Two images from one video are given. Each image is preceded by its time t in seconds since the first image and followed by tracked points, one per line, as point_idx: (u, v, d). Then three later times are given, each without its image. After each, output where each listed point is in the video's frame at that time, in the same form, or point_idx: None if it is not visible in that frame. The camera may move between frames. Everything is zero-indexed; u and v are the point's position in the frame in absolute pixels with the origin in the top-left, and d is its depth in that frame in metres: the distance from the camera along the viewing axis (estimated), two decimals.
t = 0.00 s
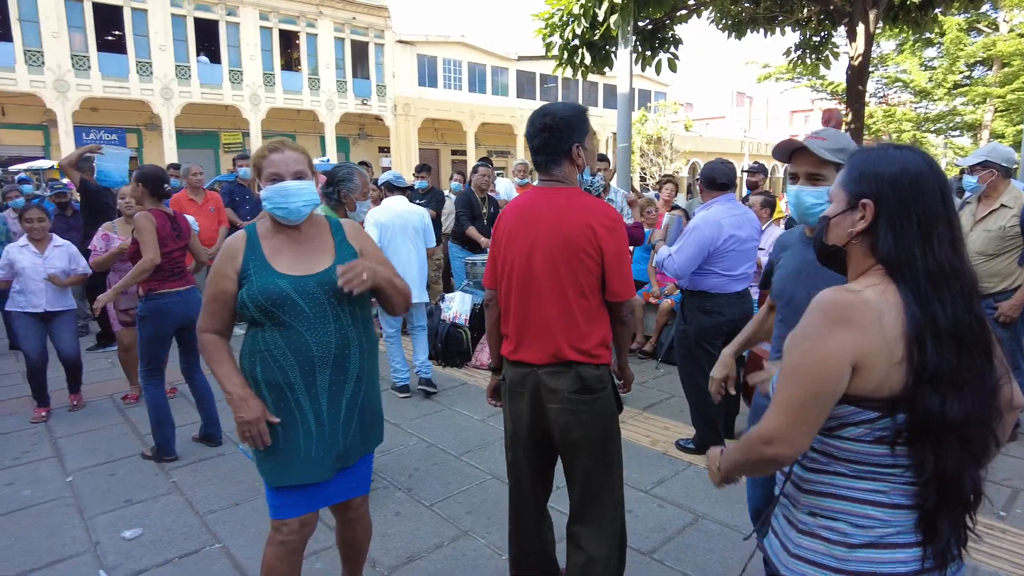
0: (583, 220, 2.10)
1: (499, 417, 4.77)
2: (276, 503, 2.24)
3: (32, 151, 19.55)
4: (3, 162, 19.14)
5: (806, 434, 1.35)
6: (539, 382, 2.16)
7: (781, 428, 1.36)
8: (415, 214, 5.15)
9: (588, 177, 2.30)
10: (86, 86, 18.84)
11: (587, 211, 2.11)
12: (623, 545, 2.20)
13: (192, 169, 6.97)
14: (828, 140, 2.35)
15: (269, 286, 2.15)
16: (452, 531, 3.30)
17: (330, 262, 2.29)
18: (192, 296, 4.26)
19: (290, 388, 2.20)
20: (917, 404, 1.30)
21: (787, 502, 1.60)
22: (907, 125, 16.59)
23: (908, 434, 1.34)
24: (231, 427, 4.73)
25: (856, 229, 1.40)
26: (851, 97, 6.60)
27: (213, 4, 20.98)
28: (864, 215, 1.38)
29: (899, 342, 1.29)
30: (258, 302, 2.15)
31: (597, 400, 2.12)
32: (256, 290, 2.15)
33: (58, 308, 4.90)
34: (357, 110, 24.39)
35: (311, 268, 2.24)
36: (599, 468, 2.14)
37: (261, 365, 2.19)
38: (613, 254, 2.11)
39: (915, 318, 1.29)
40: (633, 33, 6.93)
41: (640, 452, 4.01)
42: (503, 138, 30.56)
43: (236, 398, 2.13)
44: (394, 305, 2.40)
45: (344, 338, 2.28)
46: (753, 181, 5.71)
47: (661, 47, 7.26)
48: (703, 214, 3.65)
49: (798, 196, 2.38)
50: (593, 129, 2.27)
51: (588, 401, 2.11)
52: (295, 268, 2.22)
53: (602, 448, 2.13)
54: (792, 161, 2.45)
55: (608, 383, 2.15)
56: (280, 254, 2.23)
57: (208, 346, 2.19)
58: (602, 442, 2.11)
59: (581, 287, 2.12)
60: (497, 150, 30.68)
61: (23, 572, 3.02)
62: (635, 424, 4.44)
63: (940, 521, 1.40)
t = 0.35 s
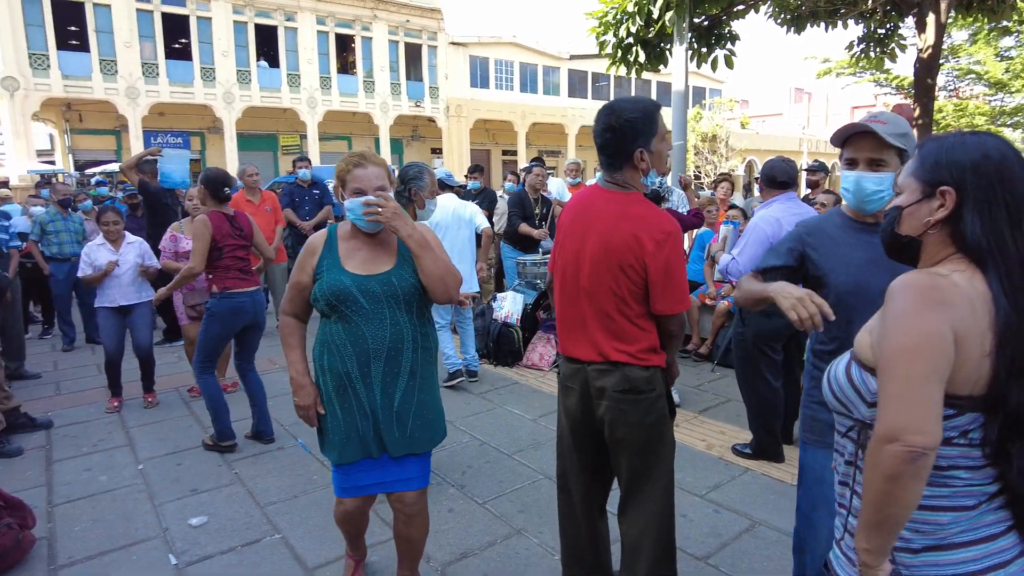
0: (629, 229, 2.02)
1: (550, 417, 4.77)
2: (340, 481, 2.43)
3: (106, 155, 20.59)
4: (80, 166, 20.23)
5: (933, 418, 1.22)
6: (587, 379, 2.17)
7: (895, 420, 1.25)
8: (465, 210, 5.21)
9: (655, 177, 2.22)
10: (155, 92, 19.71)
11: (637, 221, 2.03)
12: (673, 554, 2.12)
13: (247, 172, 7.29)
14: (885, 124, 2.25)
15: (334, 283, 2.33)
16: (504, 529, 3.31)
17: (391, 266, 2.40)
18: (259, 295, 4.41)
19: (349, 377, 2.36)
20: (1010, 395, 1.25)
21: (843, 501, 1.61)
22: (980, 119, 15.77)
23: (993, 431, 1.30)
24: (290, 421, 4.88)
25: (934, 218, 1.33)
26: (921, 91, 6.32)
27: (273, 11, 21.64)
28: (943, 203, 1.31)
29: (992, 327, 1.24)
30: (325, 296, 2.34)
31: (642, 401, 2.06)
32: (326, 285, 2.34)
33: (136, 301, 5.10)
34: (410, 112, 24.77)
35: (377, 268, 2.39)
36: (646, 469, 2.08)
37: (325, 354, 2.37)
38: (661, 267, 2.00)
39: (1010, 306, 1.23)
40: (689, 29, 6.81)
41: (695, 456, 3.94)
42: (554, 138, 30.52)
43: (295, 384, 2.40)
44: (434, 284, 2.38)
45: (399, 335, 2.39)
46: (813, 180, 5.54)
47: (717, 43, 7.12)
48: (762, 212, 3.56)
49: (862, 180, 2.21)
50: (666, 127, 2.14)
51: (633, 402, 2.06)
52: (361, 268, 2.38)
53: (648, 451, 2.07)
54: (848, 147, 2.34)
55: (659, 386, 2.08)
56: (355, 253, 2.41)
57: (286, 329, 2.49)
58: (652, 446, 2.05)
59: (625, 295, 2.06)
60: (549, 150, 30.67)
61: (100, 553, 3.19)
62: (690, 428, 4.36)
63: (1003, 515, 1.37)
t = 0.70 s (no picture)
0: (688, 237, 1.97)
1: (591, 420, 4.72)
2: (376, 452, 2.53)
3: (159, 157, 21.32)
4: (134, 167, 20.99)
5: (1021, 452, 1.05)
6: (643, 390, 2.12)
7: (973, 443, 1.10)
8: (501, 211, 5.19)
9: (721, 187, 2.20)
10: (205, 95, 20.30)
11: (697, 229, 1.97)
12: (721, 563, 2.06)
13: (291, 172, 7.45)
14: (954, 120, 2.19)
15: (367, 278, 2.41)
16: (544, 533, 3.28)
17: (418, 272, 2.45)
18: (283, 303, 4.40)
19: (373, 365, 2.46)
20: None
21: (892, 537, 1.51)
22: None
23: None
24: (333, 419, 4.95)
25: (973, 228, 1.26)
26: (983, 85, 6.03)
27: (318, 14, 22.05)
28: (985, 213, 1.23)
29: None
30: (358, 290, 2.42)
31: (701, 413, 2.01)
32: (358, 279, 2.42)
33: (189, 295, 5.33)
34: (452, 112, 24.94)
35: (407, 270, 2.45)
36: (699, 480, 2.03)
37: (355, 341, 2.48)
38: (720, 278, 1.93)
39: None
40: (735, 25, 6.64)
41: (740, 463, 3.85)
42: (596, 137, 30.35)
43: (290, 341, 2.63)
44: (459, 304, 2.46)
45: (420, 332, 2.46)
46: (866, 179, 5.34)
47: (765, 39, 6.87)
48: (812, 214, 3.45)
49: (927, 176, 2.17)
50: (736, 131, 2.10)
51: (691, 414, 2.01)
52: (395, 266, 2.44)
53: (706, 466, 2.01)
54: (911, 143, 2.28)
55: (717, 398, 2.03)
56: (390, 248, 2.46)
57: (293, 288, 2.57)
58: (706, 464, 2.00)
59: (683, 304, 2.01)
60: (590, 149, 30.51)
61: (151, 545, 3.28)
62: (735, 434, 4.26)
63: None
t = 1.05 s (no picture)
0: (730, 239, 1.93)
1: (621, 423, 4.67)
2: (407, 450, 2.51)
3: (195, 157, 21.76)
4: (171, 167, 21.46)
5: None
6: (681, 397, 2.08)
7: None
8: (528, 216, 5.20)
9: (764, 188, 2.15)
10: (240, 96, 20.66)
11: (740, 230, 1.92)
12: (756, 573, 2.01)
13: (325, 172, 7.53)
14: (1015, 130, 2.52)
15: (412, 291, 2.41)
16: (573, 537, 3.26)
17: (462, 275, 2.48)
18: (327, 296, 4.43)
19: (421, 370, 2.46)
20: None
21: (903, 549, 1.56)
22: None
23: None
24: (363, 417, 4.98)
25: (995, 231, 1.34)
26: None
27: (350, 15, 22.28)
28: (1009, 214, 1.30)
29: None
30: (405, 301, 2.42)
31: (742, 420, 1.97)
32: (405, 290, 2.42)
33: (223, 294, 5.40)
34: (482, 112, 24.97)
35: (449, 277, 2.47)
36: (736, 489, 1.98)
37: (402, 350, 2.47)
38: (764, 282, 1.89)
39: None
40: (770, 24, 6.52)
41: (773, 469, 3.77)
42: (626, 137, 30.12)
43: (393, 376, 2.42)
44: (500, 303, 2.50)
45: (466, 335, 2.48)
46: (906, 181, 5.20)
47: (801, 37, 6.69)
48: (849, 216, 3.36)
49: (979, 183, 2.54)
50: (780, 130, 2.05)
51: (731, 420, 1.97)
52: (437, 276, 2.46)
53: (743, 475, 1.97)
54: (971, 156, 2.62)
55: (758, 405, 2.00)
56: (428, 262, 2.47)
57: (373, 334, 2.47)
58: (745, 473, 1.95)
59: (723, 308, 1.97)
60: (620, 149, 30.30)
61: (185, 538, 3.34)
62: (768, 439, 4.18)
63: None
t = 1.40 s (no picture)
0: (749, 240, 1.90)
1: (638, 425, 4.64)
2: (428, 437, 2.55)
3: (218, 156, 22.05)
4: (195, 166, 21.78)
5: (991, 479, 1.16)
6: (700, 398, 2.05)
7: (951, 453, 1.18)
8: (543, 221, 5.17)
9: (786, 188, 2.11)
10: (263, 96, 20.90)
11: (759, 231, 1.90)
12: None
13: (359, 171, 7.51)
14: None
15: (436, 289, 2.43)
16: (588, 538, 3.24)
17: (485, 278, 2.46)
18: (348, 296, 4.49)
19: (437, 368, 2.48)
20: None
21: (898, 566, 1.48)
22: None
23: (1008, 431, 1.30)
24: (380, 415, 5.00)
25: (960, 236, 1.33)
26: None
27: (372, 16, 22.42)
28: (973, 220, 1.30)
29: None
30: (427, 299, 2.45)
31: (760, 423, 1.94)
32: (427, 288, 2.44)
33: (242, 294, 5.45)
34: (503, 112, 24.99)
35: (473, 280, 2.46)
36: (753, 492, 1.95)
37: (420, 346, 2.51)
38: (782, 284, 1.86)
39: None
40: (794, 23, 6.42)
41: (793, 474, 3.72)
42: (647, 137, 29.97)
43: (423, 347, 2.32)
44: (522, 308, 2.45)
45: (484, 339, 2.49)
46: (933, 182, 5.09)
47: (826, 36, 6.58)
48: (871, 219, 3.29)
49: None
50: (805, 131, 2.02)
51: (749, 423, 1.94)
52: (462, 276, 2.45)
53: (760, 479, 1.94)
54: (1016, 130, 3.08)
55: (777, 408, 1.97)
56: (455, 263, 2.46)
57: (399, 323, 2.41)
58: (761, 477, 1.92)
59: (741, 309, 1.94)
60: (640, 149, 30.15)
61: (203, 532, 3.38)
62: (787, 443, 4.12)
63: None
